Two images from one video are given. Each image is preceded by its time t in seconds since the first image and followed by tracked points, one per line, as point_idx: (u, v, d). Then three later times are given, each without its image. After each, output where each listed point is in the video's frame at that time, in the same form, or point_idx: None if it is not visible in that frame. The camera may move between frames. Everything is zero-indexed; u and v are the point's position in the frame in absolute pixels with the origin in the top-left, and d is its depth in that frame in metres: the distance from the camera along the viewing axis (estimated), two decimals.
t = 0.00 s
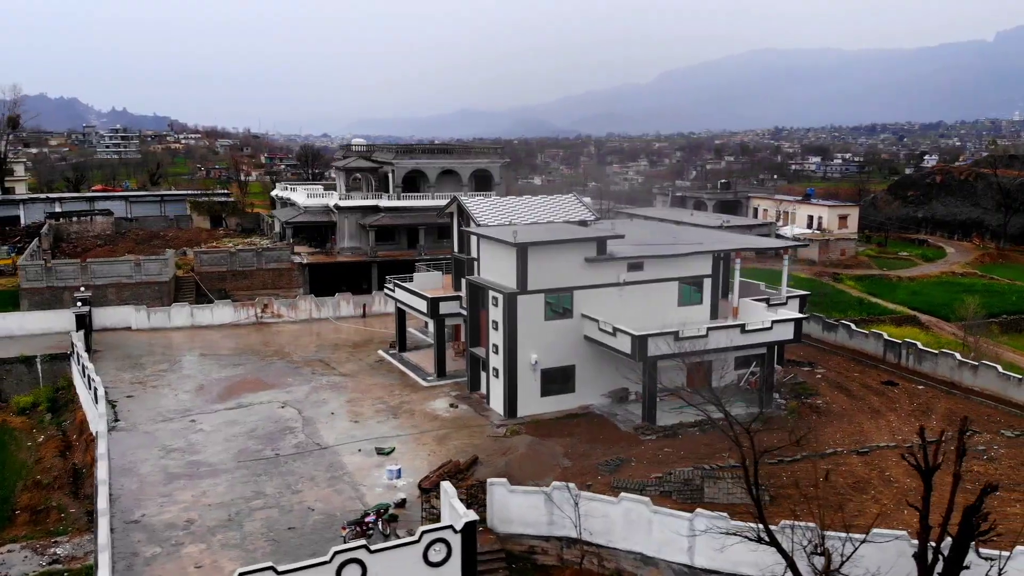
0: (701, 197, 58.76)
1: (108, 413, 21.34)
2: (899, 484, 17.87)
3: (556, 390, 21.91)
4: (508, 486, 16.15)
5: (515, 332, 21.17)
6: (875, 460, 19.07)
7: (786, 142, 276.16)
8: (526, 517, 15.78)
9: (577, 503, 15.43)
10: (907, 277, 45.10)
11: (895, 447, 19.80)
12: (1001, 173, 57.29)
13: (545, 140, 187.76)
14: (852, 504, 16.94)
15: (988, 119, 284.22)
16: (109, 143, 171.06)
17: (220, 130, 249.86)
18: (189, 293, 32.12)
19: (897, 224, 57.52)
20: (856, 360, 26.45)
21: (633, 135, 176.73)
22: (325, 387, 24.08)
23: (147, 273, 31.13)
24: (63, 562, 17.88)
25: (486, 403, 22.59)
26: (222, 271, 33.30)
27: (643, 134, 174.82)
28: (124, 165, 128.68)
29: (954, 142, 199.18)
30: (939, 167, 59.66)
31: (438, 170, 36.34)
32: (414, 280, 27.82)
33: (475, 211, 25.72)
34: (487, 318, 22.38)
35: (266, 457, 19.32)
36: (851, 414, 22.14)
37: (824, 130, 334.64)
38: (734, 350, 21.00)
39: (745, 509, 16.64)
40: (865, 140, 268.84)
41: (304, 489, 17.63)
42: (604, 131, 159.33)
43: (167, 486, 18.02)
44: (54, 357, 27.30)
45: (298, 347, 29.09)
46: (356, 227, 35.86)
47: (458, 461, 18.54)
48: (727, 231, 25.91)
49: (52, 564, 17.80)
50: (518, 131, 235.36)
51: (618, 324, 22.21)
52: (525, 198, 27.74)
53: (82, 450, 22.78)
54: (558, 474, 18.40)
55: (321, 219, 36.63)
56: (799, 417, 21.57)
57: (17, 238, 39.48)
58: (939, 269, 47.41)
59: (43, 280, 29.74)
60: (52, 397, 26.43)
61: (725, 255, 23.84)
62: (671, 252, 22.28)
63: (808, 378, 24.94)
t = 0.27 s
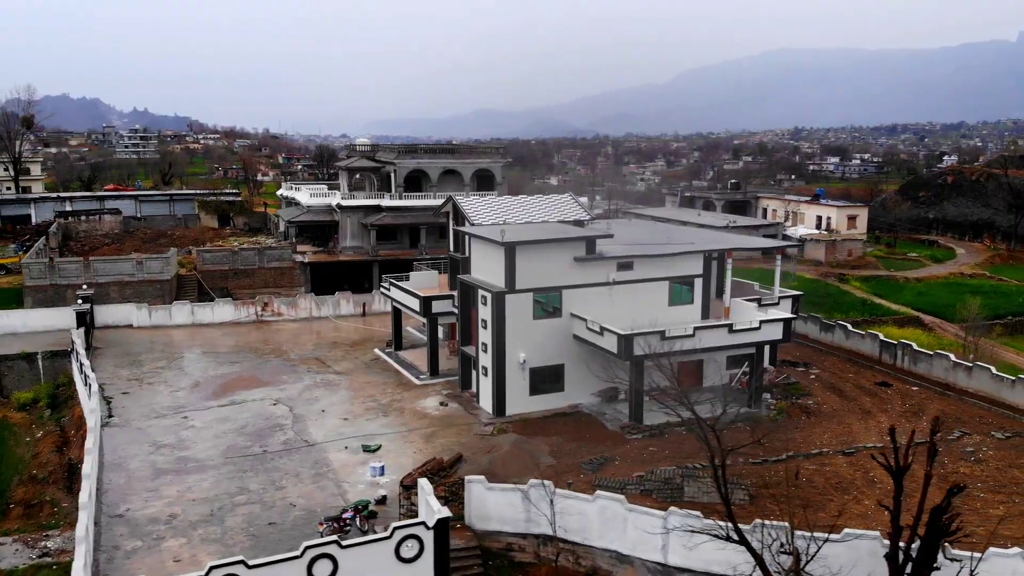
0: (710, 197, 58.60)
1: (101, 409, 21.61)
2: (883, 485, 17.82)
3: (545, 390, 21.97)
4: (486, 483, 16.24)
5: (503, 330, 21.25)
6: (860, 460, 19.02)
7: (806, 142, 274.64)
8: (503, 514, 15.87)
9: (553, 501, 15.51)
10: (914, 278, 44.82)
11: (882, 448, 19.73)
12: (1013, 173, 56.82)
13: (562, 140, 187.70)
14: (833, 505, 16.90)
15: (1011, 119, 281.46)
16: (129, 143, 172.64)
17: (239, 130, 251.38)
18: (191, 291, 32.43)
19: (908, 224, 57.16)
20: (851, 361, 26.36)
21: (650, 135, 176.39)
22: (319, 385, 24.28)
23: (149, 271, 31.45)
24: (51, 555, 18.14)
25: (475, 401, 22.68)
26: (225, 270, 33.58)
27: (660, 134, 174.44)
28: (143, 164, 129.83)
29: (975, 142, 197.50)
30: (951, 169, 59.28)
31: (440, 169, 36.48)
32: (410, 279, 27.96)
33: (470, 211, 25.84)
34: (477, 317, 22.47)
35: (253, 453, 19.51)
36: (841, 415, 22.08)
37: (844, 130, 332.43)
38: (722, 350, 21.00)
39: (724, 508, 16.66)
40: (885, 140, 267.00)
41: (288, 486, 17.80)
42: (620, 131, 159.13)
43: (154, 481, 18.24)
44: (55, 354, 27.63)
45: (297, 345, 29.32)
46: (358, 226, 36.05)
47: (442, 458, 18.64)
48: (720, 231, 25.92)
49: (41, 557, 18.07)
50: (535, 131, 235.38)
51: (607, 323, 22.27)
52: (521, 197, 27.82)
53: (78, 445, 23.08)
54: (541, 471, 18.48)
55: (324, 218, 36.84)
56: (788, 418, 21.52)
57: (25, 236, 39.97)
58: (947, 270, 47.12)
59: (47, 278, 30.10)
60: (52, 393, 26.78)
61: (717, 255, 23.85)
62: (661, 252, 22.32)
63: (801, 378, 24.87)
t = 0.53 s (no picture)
0: (718, 197, 58.44)
1: (94, 405, 21.90)
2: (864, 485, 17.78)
3: (533, 388, 22.04)
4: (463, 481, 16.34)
5: (490, 329, 21.33)
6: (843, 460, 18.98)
7: (825, 142, 273.05)
8: (479, 511, 15.95)
9: (527, 499, 15.58)
10: (920, 278, 44.51)
11: (867, 448, 19.66)
12: None
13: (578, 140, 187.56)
14: (811, 504, 16.88)
15: None
16: (148, 143, 174.14)
17: (257, 130, 252.88)
18: (192, 289, 32.75)
19: (917, 225, 56.74)
20: (845, 362, 26.27)
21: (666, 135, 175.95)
22: (310, 382, 24.47)
23: (151, 269, 31.83)
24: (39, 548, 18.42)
25: (464, 399, 22.79)
26: (225, 269, 33.89)
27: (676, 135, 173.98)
28: (160, 164, 130.95)
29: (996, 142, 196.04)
30: (963, 170, 58.84)
31: (441, 169, 36.56)
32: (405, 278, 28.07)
33: (463, 210, 25.94)
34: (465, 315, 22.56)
35: (239, 449, 19.73)
36: (829, 415, 22.03)
37: (864, 130, 330.33)
38: (708, 350, 21.02)
39: (702, 506, 16.67)
40: (905, 141, 265.08)
41: (270, 482, 17.99)
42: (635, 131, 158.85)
43: (140, 476, 18.49)
44: (56, 351, 27.98)
45: (294, 343, 29.55)
46: (359, 225, 36.18)
47: (424, 455, 18.74)
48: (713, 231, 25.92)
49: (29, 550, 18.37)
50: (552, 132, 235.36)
51: (595, 322, 22.32)
52: (515, 196, 27.89)
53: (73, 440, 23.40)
54: (522, 469, 18.57)
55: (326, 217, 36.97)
56: (775, 418, 21.49)
57: (34, 234, 40.49)
58: (955, 271, 46.83)
59: (49, 276, 30.48)
60: (52, 388, 27.15)
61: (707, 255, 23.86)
62: (649, 252, 22.36)
63: (793, 378, 24.82)
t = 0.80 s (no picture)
0: (726, 197, 58.30)
1: (86, 401, 22.20)
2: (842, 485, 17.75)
3: (519, 386, 22.12)
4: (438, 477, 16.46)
5: (476, 327, 21.42)
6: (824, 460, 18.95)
7: (843, 142, 271.38)
8: (453, 508, 16.05)
9: (500, 496, 15.66)
10: (925, 279, 44.23)
11: (850, 449, 19.61)
12: None
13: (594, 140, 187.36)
14: (787, 504, 16.88)
15: None
16: (167, 143, 175.65)
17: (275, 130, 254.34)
18: (192, 287, 33.08)
19: (926, 226, 56.34)
20: (838, 362, 26.20)
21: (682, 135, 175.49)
22: (302, 380, 24.68)
23: (151, 268, 32.16)
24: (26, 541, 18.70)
25: (452, 397, 22.90)
26: (226, 267, 34.21)
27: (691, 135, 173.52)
28: (177, 164, 132.04)
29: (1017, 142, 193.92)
30: (973, 170, 58.38)
31: (441, 169, 36.73)
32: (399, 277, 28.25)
33: (455, 210, 26.05)
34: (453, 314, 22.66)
35: (225, 446, 19.95)
36: (816, 415, 21.99)
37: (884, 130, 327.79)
38: (693, 349, 21.04)
39: (677, 505, 16.71)
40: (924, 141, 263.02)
41: (251, 478, 18.19)
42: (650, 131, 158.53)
43: (125, 471, 18.73)
44: (55, 348, 28.34)
45: (290, 341, 29.79)
46: (360, 224, 36.42)
47: (405, 452, 18.86)
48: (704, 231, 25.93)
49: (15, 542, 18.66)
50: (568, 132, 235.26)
51: (581, 321, 22.38)
52: (509, 196, 27.97)
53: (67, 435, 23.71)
54: (502, 466, 18.67)
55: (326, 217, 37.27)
56: (760, 418, 21.47)
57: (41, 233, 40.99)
58: (961, 271, 46.50)
59: (51, 273, 30.86)
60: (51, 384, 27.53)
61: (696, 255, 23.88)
62: (636, 251, 22.40)
63: (784, 378, 24.78)
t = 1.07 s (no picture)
0: (733, 197, 58.14)
1: (78, 397, 22.52)
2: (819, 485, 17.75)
3: (505, 384, 22.23)
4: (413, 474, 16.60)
5: (461, 326, 21.55)
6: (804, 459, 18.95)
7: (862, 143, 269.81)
8: (426, 505, 16.19)
9: (472, 493, 15.77)
10: (929, 280, 43.96)
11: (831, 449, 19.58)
12: None
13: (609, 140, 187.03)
14: (761, 503, 16.90)
15: None
16: (185, 143, 177.13)
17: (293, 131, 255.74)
18: (192, 286, 33.41)
19: (935, 227, 55.96)
20: (830, 362, 26.14)
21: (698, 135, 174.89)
22: (292, 377, 24.90)
23: (151, 266, 32.49)
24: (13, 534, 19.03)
25: (439, 395, 23.05)
26: (225, 266, 34.51)
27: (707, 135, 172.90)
28: (194, 164, 133.04)
29: None
30: (982, 171, 57.92)
31: (441, 169, 36.85)
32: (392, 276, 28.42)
33: (446, 210, 26.20)
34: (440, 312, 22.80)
35: (210, 442, 20.19)
36: (801, 415, 21.98)
37: (904, 131, 325.45)
38: (676, 349, 21.08)
39: (652, 503, 16.79)
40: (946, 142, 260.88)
41: (233, 473, 18.40)
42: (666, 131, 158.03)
43: (109, 465, 19.00)
44: (54, 345, 28.73)
45: (286, 339, 30.05)
46: (360, 223, 36.58)
47: (386, 449, 19.00)
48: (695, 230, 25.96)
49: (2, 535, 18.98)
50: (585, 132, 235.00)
51: (567, 320, 22.47)
52: (501, 195, 28.07)
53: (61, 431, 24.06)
54: (481, 464, 18.79)
55: (327, 216, 37.45)
56: (744, 417, 21.48)
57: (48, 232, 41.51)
58: (966, 272, 46.18)
59: (52, 271, 31.27)
60: (49, 381, 27.91)
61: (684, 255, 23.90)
62: (622, 251, 22.47)
63: (773, 378, 24.75)
